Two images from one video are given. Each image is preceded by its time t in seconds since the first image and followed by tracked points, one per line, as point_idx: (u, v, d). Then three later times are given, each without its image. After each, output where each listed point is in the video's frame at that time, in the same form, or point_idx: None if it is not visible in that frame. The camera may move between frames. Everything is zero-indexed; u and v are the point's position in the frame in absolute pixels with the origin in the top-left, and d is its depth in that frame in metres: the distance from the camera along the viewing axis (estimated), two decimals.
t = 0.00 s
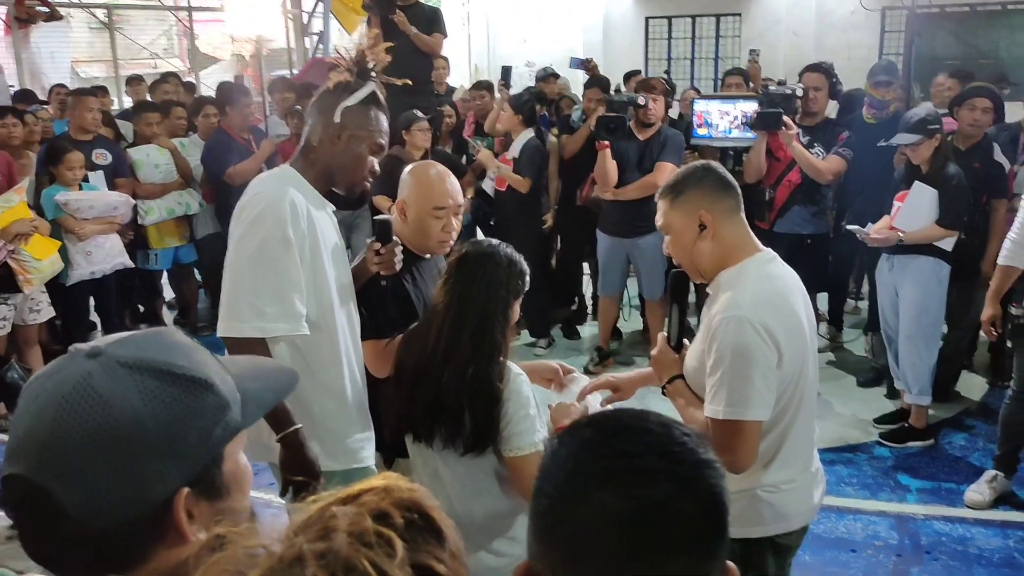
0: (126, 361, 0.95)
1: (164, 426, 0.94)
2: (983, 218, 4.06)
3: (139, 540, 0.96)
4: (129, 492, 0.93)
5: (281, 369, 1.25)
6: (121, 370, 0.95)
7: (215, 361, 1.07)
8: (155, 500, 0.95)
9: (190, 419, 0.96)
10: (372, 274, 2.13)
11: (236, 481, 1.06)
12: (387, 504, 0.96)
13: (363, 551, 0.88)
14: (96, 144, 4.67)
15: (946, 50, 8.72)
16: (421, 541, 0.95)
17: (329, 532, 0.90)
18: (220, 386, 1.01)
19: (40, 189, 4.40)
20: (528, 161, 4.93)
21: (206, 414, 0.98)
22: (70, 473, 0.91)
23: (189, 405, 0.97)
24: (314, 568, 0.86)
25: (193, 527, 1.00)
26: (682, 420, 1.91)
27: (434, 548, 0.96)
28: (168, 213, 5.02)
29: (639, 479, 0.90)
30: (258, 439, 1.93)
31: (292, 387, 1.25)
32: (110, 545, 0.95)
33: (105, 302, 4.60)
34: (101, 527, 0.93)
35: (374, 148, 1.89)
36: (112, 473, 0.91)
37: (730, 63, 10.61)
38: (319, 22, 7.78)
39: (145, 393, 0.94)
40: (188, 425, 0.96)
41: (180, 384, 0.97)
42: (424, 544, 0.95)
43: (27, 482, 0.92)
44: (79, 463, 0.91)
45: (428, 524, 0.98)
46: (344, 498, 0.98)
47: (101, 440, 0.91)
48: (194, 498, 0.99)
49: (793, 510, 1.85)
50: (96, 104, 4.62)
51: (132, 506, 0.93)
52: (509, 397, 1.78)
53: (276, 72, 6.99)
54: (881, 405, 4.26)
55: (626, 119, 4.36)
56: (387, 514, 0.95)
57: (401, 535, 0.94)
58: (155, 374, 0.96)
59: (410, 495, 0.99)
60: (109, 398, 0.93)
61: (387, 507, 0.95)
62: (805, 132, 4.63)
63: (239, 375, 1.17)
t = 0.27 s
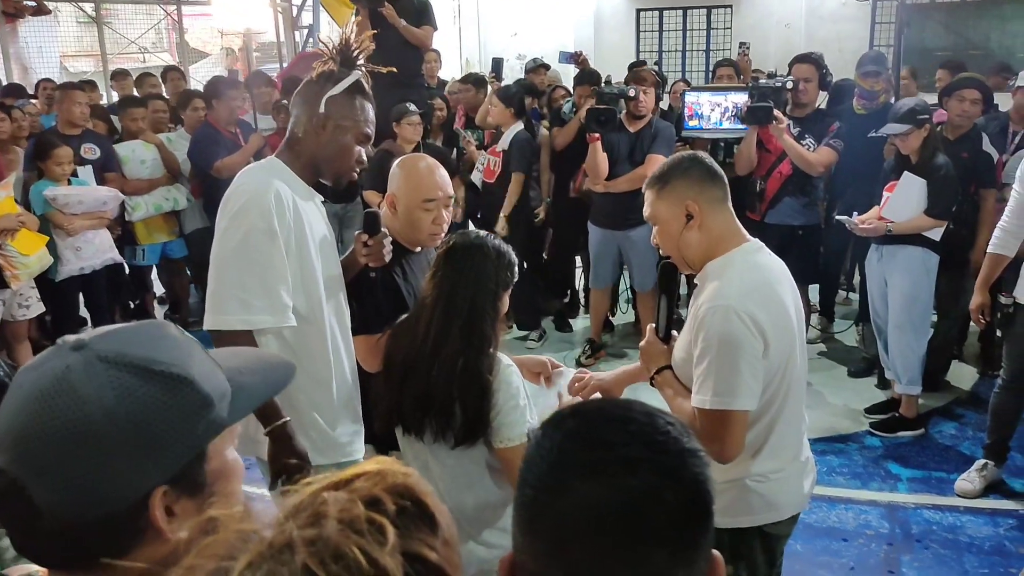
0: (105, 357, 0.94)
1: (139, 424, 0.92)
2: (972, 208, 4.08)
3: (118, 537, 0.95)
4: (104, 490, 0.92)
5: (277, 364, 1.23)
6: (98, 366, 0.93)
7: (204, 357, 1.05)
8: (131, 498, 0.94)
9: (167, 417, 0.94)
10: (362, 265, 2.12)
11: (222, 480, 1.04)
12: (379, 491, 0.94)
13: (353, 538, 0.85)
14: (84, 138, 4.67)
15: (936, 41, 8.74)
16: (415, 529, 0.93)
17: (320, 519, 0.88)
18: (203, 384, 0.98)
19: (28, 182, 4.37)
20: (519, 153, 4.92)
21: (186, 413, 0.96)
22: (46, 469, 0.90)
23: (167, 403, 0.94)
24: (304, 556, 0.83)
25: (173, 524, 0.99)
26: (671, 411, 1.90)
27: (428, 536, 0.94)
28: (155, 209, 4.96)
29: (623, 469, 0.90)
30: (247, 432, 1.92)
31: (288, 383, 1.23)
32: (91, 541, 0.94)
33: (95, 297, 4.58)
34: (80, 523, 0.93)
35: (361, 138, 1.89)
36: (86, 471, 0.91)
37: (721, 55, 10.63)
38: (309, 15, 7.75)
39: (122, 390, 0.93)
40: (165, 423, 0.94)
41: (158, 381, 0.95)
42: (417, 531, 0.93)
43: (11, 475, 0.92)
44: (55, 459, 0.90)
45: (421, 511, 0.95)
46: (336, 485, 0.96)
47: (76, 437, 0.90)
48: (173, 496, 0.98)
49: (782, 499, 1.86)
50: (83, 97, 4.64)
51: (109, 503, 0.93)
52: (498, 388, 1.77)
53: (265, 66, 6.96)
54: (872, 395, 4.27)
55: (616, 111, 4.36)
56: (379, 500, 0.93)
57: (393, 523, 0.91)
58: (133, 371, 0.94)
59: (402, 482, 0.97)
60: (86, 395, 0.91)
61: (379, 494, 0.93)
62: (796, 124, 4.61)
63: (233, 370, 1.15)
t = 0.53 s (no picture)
0: (71, 360, 0.94)
1: (109, 425, 0.93)
2: (963, 200, 4.09)
3: (97, 537, 0.96)
4: (77, 493, 0.92)
5: (246, 357, 1.25)
6: (65, 370, 0.94)
7: (173, 355, 1.06)
8: (106, 499, 0.94)
9: (138, 417, 0.95)
10: (355, 258, 2.12)
11: (196, 476, 1.06)
12: (369, 481, 0.95)
13: (344, 527, 0.86)
14: (76, 135, 4.65)
15: (928, 33, 8.76)
16: (404, 518, 0.94)
17: (312, 507, 0.88)
18: (173, 382, 1.00)
19: (20, 179, 4.37)
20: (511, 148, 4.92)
21: (156, 412, 0.97)
22: (15, 475, 0.90)
23: (136, 403, 0.95)
24: (296, 544, 0.84)
25: (151, 524, 1.01)
26: (662, 406, 1.90)
27: (417, 524, 0.95)
28: (147, 206, 4.97)
29: (602, 462, 0.91)
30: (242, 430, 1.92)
31: (259, 377, 1.25)
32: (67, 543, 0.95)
33: (89, 294, 4.58)
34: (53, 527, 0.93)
35: (343, 127, 1.90)
36: (58, 474, 0.91)
37: (714, 49, 10.67)
38: (301, 11, 7.75)
39: (90, 393, 0.93)
40: (137, 423, 0.95)
41: (126, 382, 0.95)
42: (406, 521, 0.94)
43: None
44: (24, 464, 0.90)
45: (411, 501, 0.96)
46: (328, 475, 0.97)
47: (45, 441, 0.90)
48: (148, 495, 1.00)
49: (775, 491, 1.87)
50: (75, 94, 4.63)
51: (82, 506, 0.93)
52: (489, 383, 1.79)
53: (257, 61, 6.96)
54: (864, 387, 4.29)
55: (608, 105, 4.36)
56: (370, 491, 0.94)
57: (383, 512, 0.92)
58: (101, 372, 0.95)
59: (392, 472, 0.98)
60: (52, 399, 0.92)
61: (369, 484, 0.94)
62: (788, 117, 4.64)
63: (204, 368, 1.16)
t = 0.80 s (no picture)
0: (68, 357, 0.94)
1: (110, 422, 0.93)
2: (958, 191, 4.10)
3: (97, 534, 0.97)
4: (79, 492, 0.92)
5: (229, 351, 1.25)
6: (62, 368, 0.93)
7: (163, 350, 1.06)
8: (107, 497, 0.94)
9: (136, 413, 0.95)
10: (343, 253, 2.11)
11: (190, 467, 1.07)
12: (362, 471, 0.95)
13: (339, 516, 0.86)
14: (70, 131, 4.65)
15: (923, 24, 8.75)
16: (395, 508, 0.94)
17: (305, 498, 0.88)
18: (168, 375, 1.00)
19: (15, 175, 4.36)
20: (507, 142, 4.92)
21: (155, 406, 0.97)
22: (15, 476, 0.90)
23: (135, 400, 0.96)
24: (290, 533, 0.84)
25: (152, 517, 1.02)
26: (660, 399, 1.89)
27: (409, 512, 0.95)
28: (142, 202, 4.98)
29: (596, 453, 0.91)
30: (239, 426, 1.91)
31: (244, 368, 1.26)
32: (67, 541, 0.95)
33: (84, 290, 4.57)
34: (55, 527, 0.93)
35: (328, 119, 1.90)
36: (59, 473, 0.91)
37: (709, 41, 10.65)
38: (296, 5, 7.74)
39: (88, 390, 0.93)
40: (137, 419, 0.95)
41: (125, 378, 0.95)
42: (398, 511, 0.93)
43: None
44: (23, 465, 0.90)
45: (403, 489, 0.97)
46: (321, 465, 0.97)
47: (45, 440, 0.90)
48: (150, 491, 1.01)
49: (774, 482, 1.88)
50: (69, 90, 4.64)
51: (83, 504, 0.93)
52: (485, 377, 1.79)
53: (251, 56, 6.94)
54: (860, 378, 4.30)
55: (603, 98, 4.35)
56: (362, 480, 0.94)
57: (377, 500, 0.92)
58: (97, 370, 0.94)
59: (385, 461, 0.98)
60: (50, 397, 0.91)
61: (361, 473, 0.94)
62: (783, 110, 4.61)
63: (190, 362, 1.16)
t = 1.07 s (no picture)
0: (71, 358, 0.93)
1: (119, 422, 0.93)
2: (956, 184, 4.09)
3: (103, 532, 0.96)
4: (88, 493, 0.92)
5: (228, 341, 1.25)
6: (65, 369, 0.92)
7: (160, 347, 1.06)
8: (111, 497, 0.95)
9: (144, 411, 0.96)
10: (332, 252, 2.11)
11: (198, 461, 1.10)
12: (351, 466, 0.95)
13: (327, 512, 0.85)
14: (66, 128, 4.63)
15: (921, 17, 8.74)
16: (384, 503, 0.93)
17: (292, 494, 0.87)
18: (170, 370, 1.00)
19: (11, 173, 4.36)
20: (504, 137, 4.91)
21: (161, 404, 0.98)
22: (20, 480, 0.89)
23: (142, 398, 0.96)
24: (278, 530, 0.83)
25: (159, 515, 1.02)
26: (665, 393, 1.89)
27: (400, 507, 0.94)
28: (139, 198, 4.87)
29: (592, 446, 0.92)
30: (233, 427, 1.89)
31: (246, 360, 1.25)
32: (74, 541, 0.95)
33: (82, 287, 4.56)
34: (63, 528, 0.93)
35: (320, 117, 1.90)
36: (67, 475, 0.90)
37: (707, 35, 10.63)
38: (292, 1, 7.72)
39: (94, 390, 0.93)
40: (143, 418, 0.96)
41: (131, 377, 0.95)
42: (388, 507, 0.93)
43: None
44: (31, 469, 0.89)
45: (393, 484, 0.97)
46: (309, 461, 0.97)
47: (54, 444, 0.89)
48: (161, 486, 1.01)
49: (778, 475, 1.88)
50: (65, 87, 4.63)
51: (90, 504, 0.93)
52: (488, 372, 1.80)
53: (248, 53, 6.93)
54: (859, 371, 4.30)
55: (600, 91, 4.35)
56: (350, 476, 0.93)
57: (365, 495, 0.92)
58: (103, 370, 0.94)
59: (373, 456, 0.98)
60: (56, 400, 0.90)
61: (349, 468, 0.94)
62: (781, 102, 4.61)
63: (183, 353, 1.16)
